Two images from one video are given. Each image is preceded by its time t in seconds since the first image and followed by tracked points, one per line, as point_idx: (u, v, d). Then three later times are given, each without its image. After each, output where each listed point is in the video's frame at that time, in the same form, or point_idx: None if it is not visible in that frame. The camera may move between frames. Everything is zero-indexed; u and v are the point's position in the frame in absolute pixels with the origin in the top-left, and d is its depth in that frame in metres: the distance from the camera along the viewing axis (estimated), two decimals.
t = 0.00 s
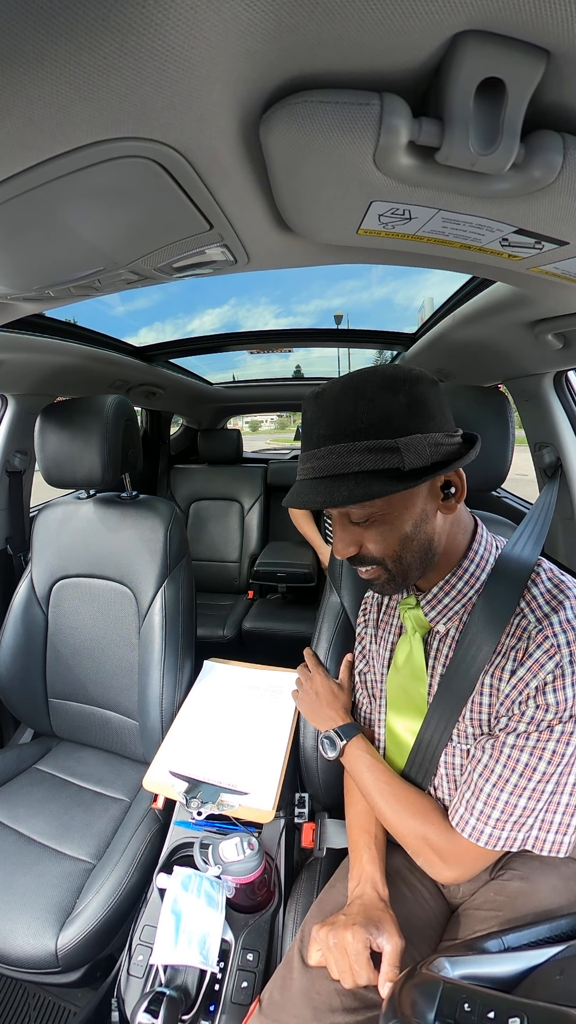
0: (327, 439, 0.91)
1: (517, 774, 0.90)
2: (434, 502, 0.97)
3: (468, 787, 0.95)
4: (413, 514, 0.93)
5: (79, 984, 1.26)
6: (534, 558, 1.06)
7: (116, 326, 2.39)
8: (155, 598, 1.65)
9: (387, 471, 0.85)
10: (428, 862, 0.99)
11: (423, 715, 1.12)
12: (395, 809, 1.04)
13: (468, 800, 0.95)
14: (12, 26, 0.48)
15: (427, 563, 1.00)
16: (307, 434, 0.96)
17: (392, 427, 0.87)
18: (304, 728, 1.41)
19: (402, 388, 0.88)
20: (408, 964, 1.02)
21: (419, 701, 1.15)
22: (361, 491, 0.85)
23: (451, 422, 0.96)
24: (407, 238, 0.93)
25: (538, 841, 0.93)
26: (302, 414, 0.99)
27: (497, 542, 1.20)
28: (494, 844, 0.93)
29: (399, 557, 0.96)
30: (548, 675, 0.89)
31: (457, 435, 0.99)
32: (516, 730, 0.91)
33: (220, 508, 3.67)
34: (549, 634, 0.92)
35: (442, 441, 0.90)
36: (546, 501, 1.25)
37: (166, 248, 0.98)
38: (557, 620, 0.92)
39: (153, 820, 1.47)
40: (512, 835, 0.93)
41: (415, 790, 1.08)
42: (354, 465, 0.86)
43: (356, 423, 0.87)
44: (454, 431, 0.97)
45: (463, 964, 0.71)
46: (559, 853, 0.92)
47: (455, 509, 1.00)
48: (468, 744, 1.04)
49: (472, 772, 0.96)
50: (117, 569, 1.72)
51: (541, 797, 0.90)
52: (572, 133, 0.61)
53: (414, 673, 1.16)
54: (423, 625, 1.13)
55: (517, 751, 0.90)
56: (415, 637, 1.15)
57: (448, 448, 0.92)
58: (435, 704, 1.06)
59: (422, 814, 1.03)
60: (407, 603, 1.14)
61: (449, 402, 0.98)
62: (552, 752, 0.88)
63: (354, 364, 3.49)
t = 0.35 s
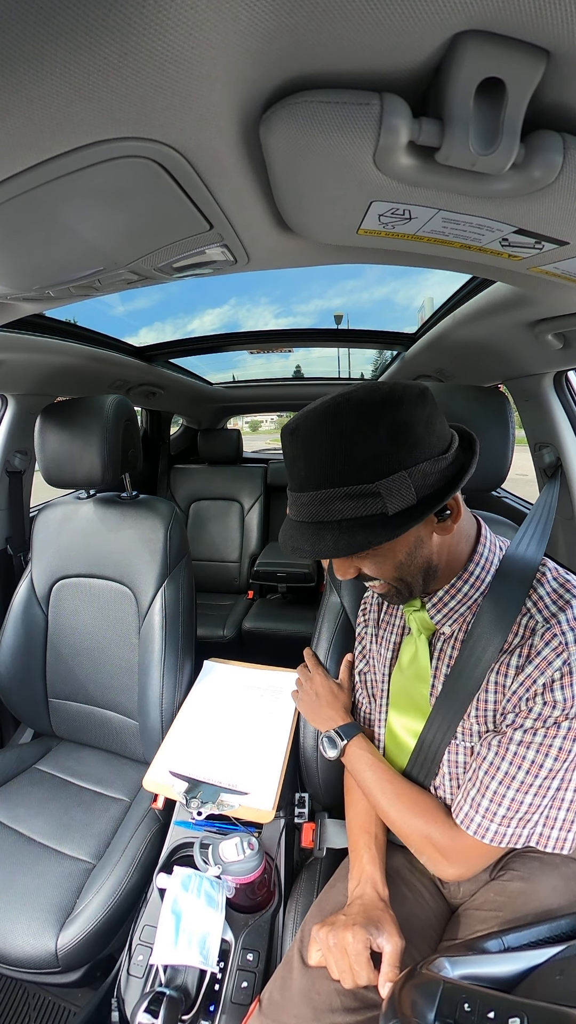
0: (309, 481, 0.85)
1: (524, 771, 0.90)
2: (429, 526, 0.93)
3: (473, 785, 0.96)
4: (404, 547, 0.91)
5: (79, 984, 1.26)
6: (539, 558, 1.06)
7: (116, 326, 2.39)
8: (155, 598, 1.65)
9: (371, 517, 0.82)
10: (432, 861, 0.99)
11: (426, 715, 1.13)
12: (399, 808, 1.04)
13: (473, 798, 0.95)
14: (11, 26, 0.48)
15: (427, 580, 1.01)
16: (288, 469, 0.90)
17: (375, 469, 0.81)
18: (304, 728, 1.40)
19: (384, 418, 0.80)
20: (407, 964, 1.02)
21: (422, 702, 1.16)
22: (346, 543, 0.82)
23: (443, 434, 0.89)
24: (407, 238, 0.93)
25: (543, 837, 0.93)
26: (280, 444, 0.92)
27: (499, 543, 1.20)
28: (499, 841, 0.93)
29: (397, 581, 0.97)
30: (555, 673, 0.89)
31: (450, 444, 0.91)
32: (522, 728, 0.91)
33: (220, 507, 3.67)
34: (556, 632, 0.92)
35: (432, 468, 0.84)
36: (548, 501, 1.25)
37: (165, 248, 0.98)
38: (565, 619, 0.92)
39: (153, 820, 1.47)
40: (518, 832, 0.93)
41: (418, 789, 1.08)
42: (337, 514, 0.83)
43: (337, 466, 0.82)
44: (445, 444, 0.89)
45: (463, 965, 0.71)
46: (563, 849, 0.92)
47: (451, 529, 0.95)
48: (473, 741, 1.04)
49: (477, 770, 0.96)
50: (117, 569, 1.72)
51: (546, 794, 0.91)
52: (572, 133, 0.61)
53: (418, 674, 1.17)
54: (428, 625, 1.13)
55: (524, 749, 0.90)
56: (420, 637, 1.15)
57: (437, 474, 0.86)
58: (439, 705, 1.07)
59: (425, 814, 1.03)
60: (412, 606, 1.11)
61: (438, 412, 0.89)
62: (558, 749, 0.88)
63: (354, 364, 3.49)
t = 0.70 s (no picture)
0: (307, 499, 0.85)
1: (529, 763, 0.91)
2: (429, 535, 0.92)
3: (479, 778, 0.95)
4: (404, 561, 0.91)
5: (79, 984, 1.26)
6: (543, 556, 1.06)
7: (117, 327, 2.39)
8: (155, 598, 1.65)
9: (369, 537, 0.83)
10: (440, 854, 0.99)
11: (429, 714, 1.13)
12: (405, 805, 1.04)
13: (479, 792, 0.95)
14: (11, 26, 0.48)
15: (426, 584, 1.01)
16: (286, 482, 0.89)
17: (373, 491, 0.81)
18: (304, 728, 1.40)
19: (381, 437, 0.79)
20: (407, 964, 1.02)
21: (425, 701, 1.16)
22: (345, 564, 0.83)
23: (442, 446, 0.87)
24: (407, 238, 0.93)
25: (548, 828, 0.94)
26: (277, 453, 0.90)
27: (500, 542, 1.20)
28: (505, 833, 0.94)
29: (396, 587, 0.98)
30: (560, 665, 0.89)
31: (449, 454, 0.89)
32: (527, 721, 0.91)
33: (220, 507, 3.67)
34: (560, 625, 0.92)
35: (430, 485, 0.84)
36: (548, 501, 1.25)
37: (165, 248, 0.98)
38: (568, 612, 0.93)
39: (153, 820, 1.47)
40: (524, 824, 0.93)
41: (422, 785, 1.08)
42: (336, 534, 0.83)
43: (334, 487, 0.81)
44: (444, 456, 0.88)
45: (463, 964, 0.71)
46: (568, 840, 0.93)
47: (451, 539, 0.95)
48: (476, 736, 1.04)
49: (483, 763, 0.95)
50: (117, 569, 1.72)
51: (552, 785, 0.91)
52: (572, 133, 0.61)
53: (421, 673, 1.17)
54: (430, 625, 1.13)
55: (529, 741, 0.90)
56: (423, 636, 1.15)
57: (436, 491, 0.85)
58: (442, 704, 1.07)
59: (431, 810, 1.03)
60: (414, 606, 1.12)
61: (437, 422, 0.86)
62: (564, 740, 0.88)
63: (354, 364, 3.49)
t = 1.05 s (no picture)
0: (306, 503, 0.85)
1: (530, 763, 0.91)
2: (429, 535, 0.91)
3: (479, 778, 0.95)
4: (404, 563, 0.91)
5: (79, 984, 1.26)
6: (543, 557, 1.06)
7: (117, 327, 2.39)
8: (155, 599, 1.65)
9: (371, 539, 0.83)
10: (441, 855, 0.99)
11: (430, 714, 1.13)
12: (405, 804, 1.04)
13: (480, 791, 0.95)
14: (11, 26, 0.48)
15: (427, 585, 1.01)
16: (285, 487, 0.89)
17: (373, 493, 0.81)
18: (304, 728, 1.40)
19: (380, 438, 0.79)
20: (407, 963, 1.02)
21: (426, 701, 1.16)
22: (347, 567, 0.83)
23: (441, 446, 0.87)
24: (407, 238, 0.93)
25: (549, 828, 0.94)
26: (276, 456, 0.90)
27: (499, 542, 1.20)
28: (506, 833, 0.94)
29: (398, 589, 0.97)
30: (560, 665, 0.89)
31: (448, 453, 0.89)
32: (528, 721, 0.91)
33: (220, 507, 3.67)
34: (561, 625, 0.92)
35: (430, 486, 0.84)
36: (548, 501, 1.25)
37: (165, 248, 0.98)
38: (569, 612, 0.93)
39: (153, 820, 1.47)
40: (524, 824, 0.93)
41: (422, 785, 1.08)
42: (337, 537, 0.83)
43: (334, 491, 0.81)
44: (444, 456, 0.88)
45: (463, 964, 0.71)
46: (568, 840, 0.93)
47: (452, 540, 0.95)
48: (477, 736, 1.04)
49: (483, 763, 0.95)
50: (117, 569, 1.72)
51: (553, 785, 0.91)
52: (572, 133, 0.61)
53: (421, 673, 1.17)
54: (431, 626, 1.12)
55: (530, 741, 0.90)
56: (424, 638, 1.15)
57: (436, 492, 0.85)
58: (443, 704, 1.07)
59: (432, 810, 1.03)
60: (414, 610, 1.11)
61: (436, 423, 0.86)
62: (565, 740, 0.88)
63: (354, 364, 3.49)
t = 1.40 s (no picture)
0: (310, 480, 0.86)
1: (529, 766, 0.91)
2: (425, 532, 0.92)
3: (478, 780, 0.95)
4: (399, 551, 0.91)
5: (79, 984, 1.26)
6: (543, 557, 1.06)
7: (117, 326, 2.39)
8: (155, 598, 1.65)
9: (368, 518, 0.82)
10: (437, 857, 0.99)
11: (429, 714, 1.13)
12: (402, 806, 1.04)
13: (478, 793, 0.95)
14: (11, 26, 0.48)
15: (424, 585, 1.01)
16: (292, 465, 0.90)
17: (376, 471, 0.81)
18: (304, 728, 1.40)
19: (388, 422, 0.80)
20: (407, 964, 1.02)
21: (426, 701, 1.16)
22: (341, 543, 0.82)
23: (447, 441, 0.88)
24: (407, 238, 0.93)
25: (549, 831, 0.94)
26: (286, 437, 0.91)
27: (499, 542, 1.19)
28: (504, 835, 0.94)
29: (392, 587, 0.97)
30: (560, 669, 0.89)
31: (453, 451, 0.90)
32: (527, 724, 0.91)
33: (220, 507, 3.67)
34: (561, 629, 0.92)
35: (432, 475, 0.84)
36: (548, 502, 1.25)
37: (165, 248, 0.98)
38: (569, 616, 0.93)
39: (154, 820, 1.47)
40: (523, 827, 0.93)
41: (420, 788, 1.08)
42: (336, 514, 0.83)
43: (338, 466, 0.81)
44: (449, 451, 0.88)
45: (463, 964, 0.71)
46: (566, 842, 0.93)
47: (448, 538, 0.95)
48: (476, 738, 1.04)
49: (482, 766, 0.96)
50: (117, 569, 1.72)
51: (552, 788, 0.91)
52: (572, 133, 0.61)
53: (421, 673, 1.17)
54: (431, 626, 1.12)
55: (530, 744, 0.90)
56: (424, 638, 1.15)
57: (437, 481, 0.85)
58: (442, 704, 1.07)
59: (430, 813, 1.03)
60: (415, 608, 1.12)
61: (445, 419, 0.88)
62: (564, 744, 0.88)
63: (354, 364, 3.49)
